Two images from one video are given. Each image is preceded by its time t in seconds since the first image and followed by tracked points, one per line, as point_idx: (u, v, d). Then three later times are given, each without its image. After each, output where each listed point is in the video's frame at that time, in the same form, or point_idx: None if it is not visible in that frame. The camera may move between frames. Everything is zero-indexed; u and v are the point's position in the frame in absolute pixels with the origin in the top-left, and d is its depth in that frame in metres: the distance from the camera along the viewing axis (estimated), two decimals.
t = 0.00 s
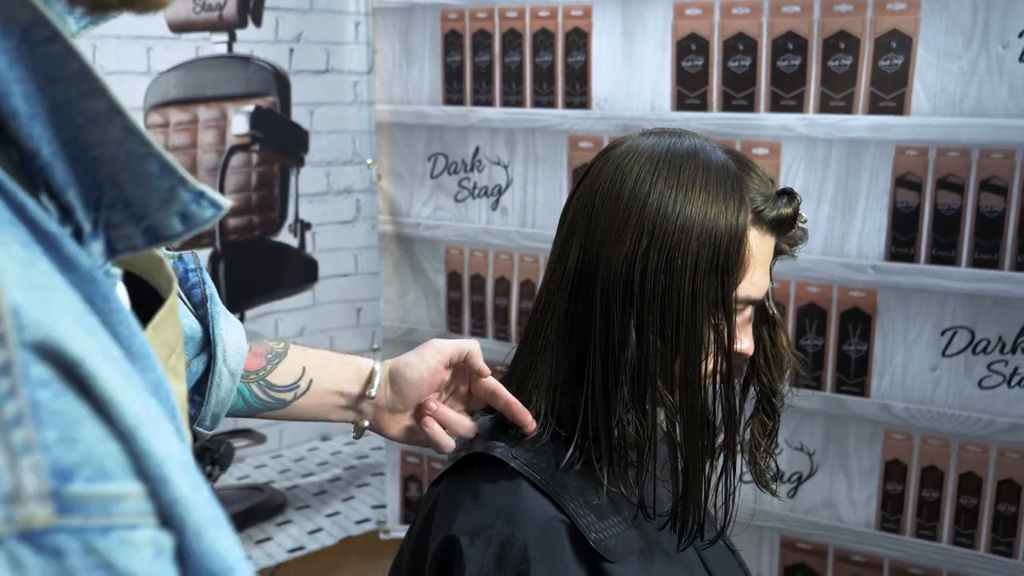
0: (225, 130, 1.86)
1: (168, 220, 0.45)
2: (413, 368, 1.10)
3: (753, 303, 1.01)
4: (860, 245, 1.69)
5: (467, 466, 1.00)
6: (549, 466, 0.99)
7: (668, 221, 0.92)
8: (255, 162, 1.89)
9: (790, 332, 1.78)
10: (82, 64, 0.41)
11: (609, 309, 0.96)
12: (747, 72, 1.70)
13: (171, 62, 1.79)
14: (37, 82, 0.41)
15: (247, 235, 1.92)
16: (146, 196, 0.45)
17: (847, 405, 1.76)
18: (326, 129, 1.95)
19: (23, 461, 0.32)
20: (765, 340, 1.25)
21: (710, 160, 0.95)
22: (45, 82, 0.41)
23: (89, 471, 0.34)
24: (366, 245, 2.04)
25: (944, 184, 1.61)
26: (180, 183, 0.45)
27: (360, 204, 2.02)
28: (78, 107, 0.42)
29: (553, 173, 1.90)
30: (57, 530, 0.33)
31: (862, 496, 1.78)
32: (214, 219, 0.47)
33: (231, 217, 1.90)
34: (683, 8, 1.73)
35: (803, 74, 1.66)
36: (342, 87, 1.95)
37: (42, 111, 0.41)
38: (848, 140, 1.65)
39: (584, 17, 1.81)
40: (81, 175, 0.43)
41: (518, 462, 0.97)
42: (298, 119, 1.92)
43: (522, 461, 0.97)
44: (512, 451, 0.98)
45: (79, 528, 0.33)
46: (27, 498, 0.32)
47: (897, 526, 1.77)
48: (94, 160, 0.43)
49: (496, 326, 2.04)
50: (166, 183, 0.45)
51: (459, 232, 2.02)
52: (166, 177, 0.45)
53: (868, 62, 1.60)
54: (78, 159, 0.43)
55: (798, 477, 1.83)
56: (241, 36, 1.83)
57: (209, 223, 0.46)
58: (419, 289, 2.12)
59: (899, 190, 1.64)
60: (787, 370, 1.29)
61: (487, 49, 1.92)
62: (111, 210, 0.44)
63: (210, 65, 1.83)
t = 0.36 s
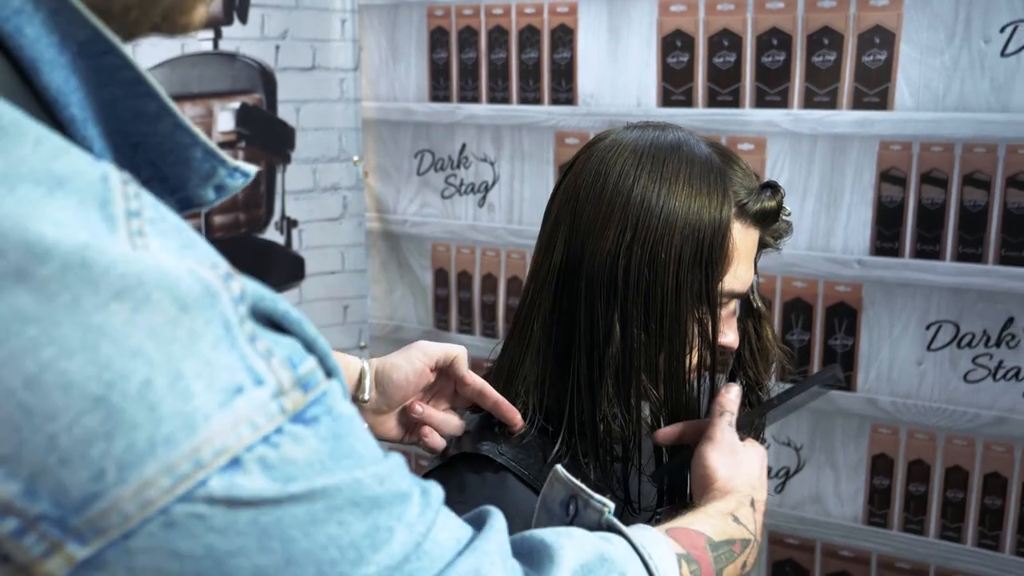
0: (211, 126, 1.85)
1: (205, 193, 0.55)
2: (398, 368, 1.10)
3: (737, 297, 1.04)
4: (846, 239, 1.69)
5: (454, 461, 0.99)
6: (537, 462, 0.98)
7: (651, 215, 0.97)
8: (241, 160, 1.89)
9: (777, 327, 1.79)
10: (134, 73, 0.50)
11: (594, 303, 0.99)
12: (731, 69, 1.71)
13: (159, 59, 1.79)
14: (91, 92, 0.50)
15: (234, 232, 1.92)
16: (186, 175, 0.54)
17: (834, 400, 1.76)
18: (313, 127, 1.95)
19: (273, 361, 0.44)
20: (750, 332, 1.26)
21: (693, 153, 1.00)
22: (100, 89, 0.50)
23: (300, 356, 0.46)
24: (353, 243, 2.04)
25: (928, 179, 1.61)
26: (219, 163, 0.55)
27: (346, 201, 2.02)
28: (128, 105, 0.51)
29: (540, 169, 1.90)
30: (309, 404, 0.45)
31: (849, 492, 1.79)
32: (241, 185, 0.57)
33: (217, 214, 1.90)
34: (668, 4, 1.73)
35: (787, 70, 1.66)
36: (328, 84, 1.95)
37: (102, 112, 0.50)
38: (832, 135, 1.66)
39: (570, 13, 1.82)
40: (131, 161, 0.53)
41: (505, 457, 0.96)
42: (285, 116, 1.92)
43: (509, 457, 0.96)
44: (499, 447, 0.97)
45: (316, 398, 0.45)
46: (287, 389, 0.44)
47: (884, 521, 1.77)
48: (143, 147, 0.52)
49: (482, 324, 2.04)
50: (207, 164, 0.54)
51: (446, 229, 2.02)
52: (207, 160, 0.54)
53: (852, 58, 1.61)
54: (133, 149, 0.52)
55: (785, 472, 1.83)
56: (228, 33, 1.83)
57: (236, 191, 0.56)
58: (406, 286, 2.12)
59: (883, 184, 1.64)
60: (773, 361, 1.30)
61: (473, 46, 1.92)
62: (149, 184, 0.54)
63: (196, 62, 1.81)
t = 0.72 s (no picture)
0: (197, 132, 1.83)
1: (182, 221, 0.55)
2: (376, 372, 1.10)
3: (716, 298, 1.06)
4: (831, 242, 1.70)
5: (435, 464, 1.03)
6: (515, 464, 1.01)
7: (630, 217, 0.97)
8: (227, 164, 1.88)
9: (763, 330, 1.79)
10: (103, 100, 0.49)
11: (574, 304, 0.99)
12: (716, 73, 1.72)
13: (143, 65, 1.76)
14: (62, 117, 0.49)
15: (219, 237, 1.90)
16: (163, 203, 0.54)
17: (819, 402, 1.77)
18: (298, 131, 1.96)
19: (199, 446, 0.43)
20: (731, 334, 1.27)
21: (670, 156, 1.01)
22: (72, 115, 0.49)
23: (235, 440, 0.45)
24: (339, 248, 2.06)
25: (912, 182, 1.62)
26: (196, 193, 0.54)
27: (332, 206, 2.03)
28: (101, 133, 0.50)
29: (526, 173, 1.90)
30: (232, 493, 0.44)
31: (835, 494, 1.79)
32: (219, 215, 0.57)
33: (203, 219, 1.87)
34: (653, 9, 1.74)
35: (772, 74, 1.67)
36: (313, 89, 1.96)
37: (73, 140, 0.49)
38: (816, 139, 1.67)
39: (555, 18, 1.82)
40: (106, 187, 0.52)
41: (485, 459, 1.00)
42: (270, 121, 1.92)
43: (489, 459, 1.00)
44: (479, 450, 1.01)
45: (242, 487, 0.44)
46: (209, 476, 0.43)
47: (870, 523, 1.78)
48: (118, 173, 0.52)
49: (469, 328, 2.04)
50: (184, 193, 0.54)
51: (433, 234, 2.03)
52: (184, 190, 0.54)
53: (836, 62, 1.62)
54: (107, 175, 0.52)
55: (772, 475, 1.84)
56: (213, 38, 1.82)
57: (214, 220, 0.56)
58: (393, 290, 2.12)
59: (867, 187, 1.65)
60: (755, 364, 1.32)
61: (459, 50, 1.93)
62: (125, 212, 0.54)
63: (181, 67, 1.80)
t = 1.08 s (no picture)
0: (198, 132, 1.85)
1: (148, 234, 0.50)
2: (358, 377, 1.10)
3: (708, 298, 1.06)
4: (830, 244, 1.70)
5: (429, 463, 1.04)
6: (508, 462, 1.01)
7: (623, 220, 0.98)
8: (228, 165, 1.89)
9: (762, 331, 1.79)
10: (50, 110, 0.43)
11: (565, 306, 1.00)
12: (716, 75, 1.72)
13: (145, 66, 1.77)
14: (8, 129, 0.43)
15: (221, 237, 1.91)
16: (126, 216, 0.48)
17: (818, 404, 1.77)
18: (299, 132, 1.97)
19: (111, 497, 0.39)
20: (725, 335, 1.28)
21: (664, 158, 1.01)
22: (16, 126, 0.43)
23: (157, 487, 0.41)
24: (340, 248, 2.07)
25: (912, 184, 1.62)
26: (157, 204, 0.49)
27: (334, 206, 2.04)
28: (52, 143, 0.44)
29: (527, 174, 1.90)
30: (148, 547, 0.40)
31: (834, 496, 1.79)
32: (185, 227, 0.52)
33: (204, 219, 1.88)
34: (654, 10, 1.74)
35: (772, 76, 1.67)
36: (315, 89, 1.97)
37: (22, 150, 0.44)
38: (816, 140, 1.67)
39: (556, 19, 1.82)
40: (65, 199, 0.46)
41: (478, 458, 1.00)
42: (272, 121, 1.93)
43: (482, 458, 1.01)
44: (471, 449, 1.01)
45: (162, 539, 0.41)
46: (119, 529, 0.39)
47: (869, 524, 1.78)
48: (75, 184, 0.46)
49: (470, 328, 2.05)
50: (145, 205, 0.48)
51: (434, 234, 2.03)
52: (145, 202, 0.48)
53: (835, 65, 1.62)
54: (65, 185, 0.46)
55: (771, 477, 1.84)
56: (214, 38, 1.83)
57: (182, 231, 0.52)
58: (394, 290, 2.13)
59: (867, 190, 1.65)
60: (749, 365, 1.32)
61: (460, 51, 1.93)
62: (88, 223, 0.47)
63: (183, 67, 1.81)
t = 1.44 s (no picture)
0: (207, 135, 1.86)
1: (133, 237, 0.51)
2: (355, 380, 1.11)
3: (706, 303, 1.07)
4: (836, 249, 1.70)
5: (427, 464, 1.05)
6: (505, 464, 1.02)
7: (622, 225, 0.98)
8: (237, 168, 1.90)
9: (768, 337, 1.79)
10: (36, 114, 0.46)
11: (563, 308, 1.01)
12: (723, 80, 1.72)
13: (156, 69, 1.78)
14: None
15: (229, 239, 1.92)
16: (112, 218, 0.50)
17: (825, 410, 1.76)
18: (308, 135, 1.98)
19: (87, 491, 0.41)
20: (724, 339, 1.29)
21: (662, 163, 1.02)
22: (4, 130, 0.46)
23: (135, 483, 0.42)
24: (349, 251, 2.08)
25: (918, 189, 1.62)
26: (142, 207, 0.51)
27: (342, 209, 2.06)
28: (38, 147, 0.47)
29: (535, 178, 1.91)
30: (124, 541, 0.42)
31: (840, 502, 1.79)
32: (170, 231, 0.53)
33: (213, 221, 1.89)
34: (660, 16, 1.75)
35: (778, 81, 1.67)
36: (324, 93, 1.98)
37: (8, 153, 0.46)
38: (822, 146, 1.67)
39: (563, 24, 1.83)
40: (52, 203, 0.48)
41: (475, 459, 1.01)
42: (281, 125, 1.94)
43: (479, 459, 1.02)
44: (469, 450, 1.02)
45: (139, 534, 0.42)
46: (96, 523, 0.41)
47: (875, 532, 1.77)
48: (62, 189, 0.48)
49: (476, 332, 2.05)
50: (130, 208, 0.50)
51: (441, 237, 2.04)
52: (131, 204, 0.50)
53: (842, 70, 1.62)
54: (52, 190, 0.48)
55: (777, 482, 1.83)
56: (224, 42, 1.84)
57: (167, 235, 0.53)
58: (401, 294, 2.14)
59: (873, 196, 1.65)
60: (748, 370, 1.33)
61: (468, 56, 1.94)
62: (75, 226, 0.49)
63: (192, 71, 1.82)
